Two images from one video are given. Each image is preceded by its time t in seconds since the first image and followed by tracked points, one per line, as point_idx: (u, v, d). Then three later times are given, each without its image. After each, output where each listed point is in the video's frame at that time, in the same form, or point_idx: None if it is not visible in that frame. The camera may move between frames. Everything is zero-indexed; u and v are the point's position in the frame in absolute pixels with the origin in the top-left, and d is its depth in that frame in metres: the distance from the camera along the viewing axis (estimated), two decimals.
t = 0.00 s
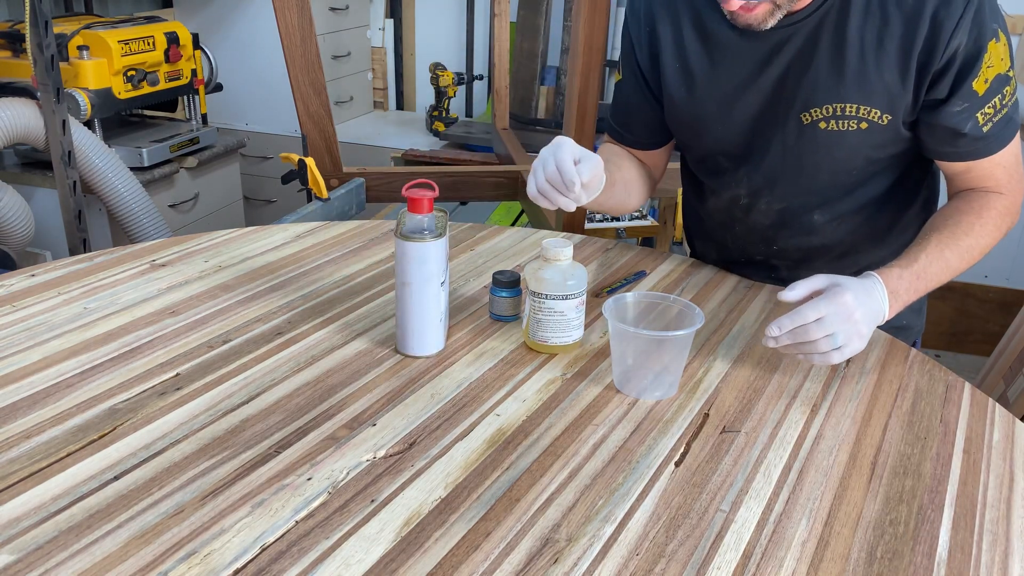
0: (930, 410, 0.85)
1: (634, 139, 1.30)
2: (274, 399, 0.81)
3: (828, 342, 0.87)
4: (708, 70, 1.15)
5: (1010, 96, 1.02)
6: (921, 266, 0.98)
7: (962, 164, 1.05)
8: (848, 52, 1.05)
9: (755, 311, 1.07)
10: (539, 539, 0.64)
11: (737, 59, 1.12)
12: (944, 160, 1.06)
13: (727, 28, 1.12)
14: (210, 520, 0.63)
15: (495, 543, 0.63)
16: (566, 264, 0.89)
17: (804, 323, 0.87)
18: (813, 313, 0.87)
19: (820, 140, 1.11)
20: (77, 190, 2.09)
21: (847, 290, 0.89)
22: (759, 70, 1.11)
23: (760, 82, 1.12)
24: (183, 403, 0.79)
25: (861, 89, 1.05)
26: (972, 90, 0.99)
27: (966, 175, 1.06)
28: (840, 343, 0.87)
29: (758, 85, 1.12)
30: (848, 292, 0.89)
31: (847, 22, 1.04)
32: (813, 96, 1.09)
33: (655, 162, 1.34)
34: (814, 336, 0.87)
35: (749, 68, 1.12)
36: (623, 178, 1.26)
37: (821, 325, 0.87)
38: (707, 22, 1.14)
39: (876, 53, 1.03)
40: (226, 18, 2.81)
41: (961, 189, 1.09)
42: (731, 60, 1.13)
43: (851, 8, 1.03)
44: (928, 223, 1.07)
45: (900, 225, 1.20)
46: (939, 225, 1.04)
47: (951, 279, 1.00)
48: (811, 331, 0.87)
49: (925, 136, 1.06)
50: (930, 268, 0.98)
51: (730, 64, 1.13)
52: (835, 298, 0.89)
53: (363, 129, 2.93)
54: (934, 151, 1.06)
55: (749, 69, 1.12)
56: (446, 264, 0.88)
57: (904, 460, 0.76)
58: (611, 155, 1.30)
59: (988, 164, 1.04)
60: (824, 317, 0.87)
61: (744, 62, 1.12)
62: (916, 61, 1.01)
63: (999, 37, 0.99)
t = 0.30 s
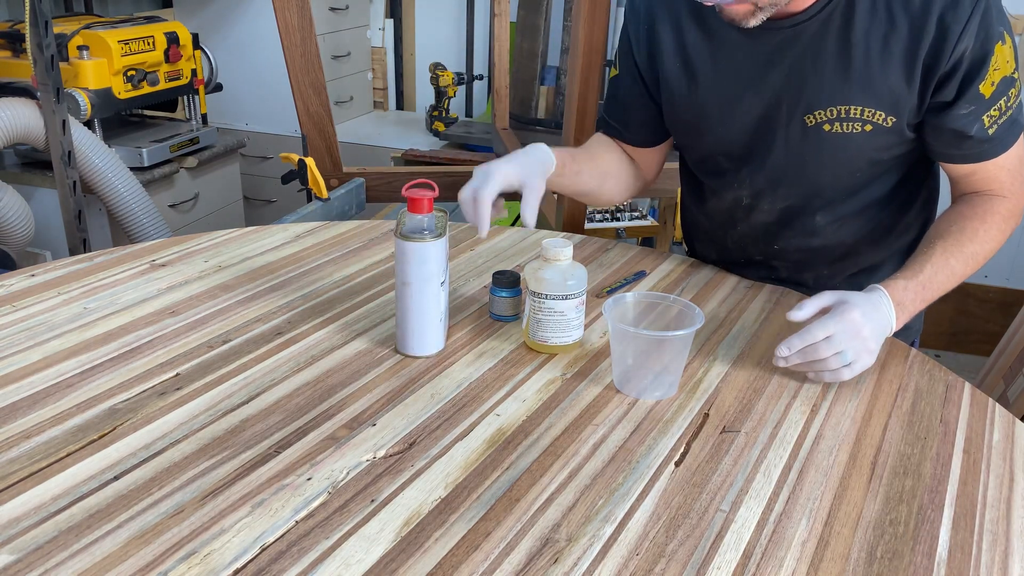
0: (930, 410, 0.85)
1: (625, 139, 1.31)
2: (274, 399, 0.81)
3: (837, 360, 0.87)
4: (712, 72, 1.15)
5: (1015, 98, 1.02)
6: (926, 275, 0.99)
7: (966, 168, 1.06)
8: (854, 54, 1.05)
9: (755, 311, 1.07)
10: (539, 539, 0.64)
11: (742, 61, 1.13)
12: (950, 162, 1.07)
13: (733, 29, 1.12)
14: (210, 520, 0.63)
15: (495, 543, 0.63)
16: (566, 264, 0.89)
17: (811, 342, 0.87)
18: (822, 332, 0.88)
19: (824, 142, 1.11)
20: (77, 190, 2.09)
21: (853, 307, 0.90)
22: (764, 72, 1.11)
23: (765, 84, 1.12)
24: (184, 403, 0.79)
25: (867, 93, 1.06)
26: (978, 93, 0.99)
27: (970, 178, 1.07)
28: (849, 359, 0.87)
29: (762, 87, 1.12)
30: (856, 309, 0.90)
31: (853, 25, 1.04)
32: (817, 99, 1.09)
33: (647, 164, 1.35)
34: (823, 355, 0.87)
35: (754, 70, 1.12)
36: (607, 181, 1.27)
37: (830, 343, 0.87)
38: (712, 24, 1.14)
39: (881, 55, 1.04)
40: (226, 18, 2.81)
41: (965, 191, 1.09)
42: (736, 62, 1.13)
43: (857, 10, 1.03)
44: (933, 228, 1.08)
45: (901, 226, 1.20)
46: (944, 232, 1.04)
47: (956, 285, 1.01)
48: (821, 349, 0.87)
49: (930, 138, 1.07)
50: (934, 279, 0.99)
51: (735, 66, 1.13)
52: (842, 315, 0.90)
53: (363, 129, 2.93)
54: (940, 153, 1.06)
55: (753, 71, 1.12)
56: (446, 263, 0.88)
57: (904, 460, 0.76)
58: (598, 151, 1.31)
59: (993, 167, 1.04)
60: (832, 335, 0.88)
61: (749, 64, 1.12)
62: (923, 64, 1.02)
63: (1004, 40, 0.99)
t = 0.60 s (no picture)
0: (929, 410, 0.85)
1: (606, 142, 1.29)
2: (274, 399, 0.81)
3: (842, 375, 0.86)
4: (708, 74, 1.15)
5: (1009, 99, 1.02)
6: (924, 294, 0.99)
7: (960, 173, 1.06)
8: (850, 55, 1.05)
9: (755, 311, 1.07)
10: (539, 539, 0.64)
11: (737, 62, 1.13)
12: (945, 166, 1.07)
13: (729, 31, 1.12)
14: (210, 520, 0.63)
15: (495, 543, 0.63)
16: (567, 264, 0.89)
17: (819, 355, 0.87)
18: (827, 344, 0.87)
19: (820, 144, 1.11)
20: (77, 190, 2.09)
21: (858, 323, 0.90)
22: (760, 74, 1.11)
23: (761, 85, 1.12)
24: (184, 403, 0.79)
25: (863, 94, 1.06)
26: (973, 94, 0.99)
27: (965, 184, 1.07)
28: (854, 373, 0.86)
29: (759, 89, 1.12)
30: (860, 324, 0.90)
31: (848, 26, 1.04)
32: (813, 101, 1.09)
33: (628, 171, 1.32)
34: (830, 367, 0.86)
35: (750, 71, 1.12)
36: (582, 186, 1.24)
37: (836, 355, 0.86)
38: (708, 26, 1.14)
39: (876, 56, 1.04)
40: (226, 18, 2.81)
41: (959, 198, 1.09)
42: (732, 64, 1.13)
43: (852, 11, 1.04)
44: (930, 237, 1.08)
45: (900, 227, 1.22)
46: (940, 245, 1.04)
47: (956, 299, 1.01)
48: (826, 361, 0.86)
49: (926, 140, 1.07)
50: (933, 295, 0.99)
51: (731, 68, 1.13)
52: (848, 330, 0.89)
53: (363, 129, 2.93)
54: (935, 155, 1.06)
55: (749, 73, 1.12)
56: (446, 263, 0.88)
57: (904, 460, 0.76)
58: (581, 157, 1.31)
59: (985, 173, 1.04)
60: (838, 347, 0.87)
61: (745, 66, 1.12)
62: (918, 65, 1.02)
63: (998, 40, 0.99)
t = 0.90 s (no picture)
0: (929, 410, 0.85)
1: (571, 141, 1.20)
2: (274, 399, 0.81)
3: (840, 373, 0.86)
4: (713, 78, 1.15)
5: (1011, 105, 1.02)
6: (919, 298, 1.00)
7: (955, 180, 1.06)
8: (857, 60, 1.05)
9: (755, 311, 1.07)
10: (539, 539, 0.63)
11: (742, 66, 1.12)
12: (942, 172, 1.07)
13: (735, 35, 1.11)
14: (210, 520, 0.63)
15: (495, 543, 0.63)
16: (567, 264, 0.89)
17: (818, 355, 0.87)
18: (824, 343, 0.87)
19: (825, 149, 1.11)
20: (77, 190, 2.09)
21: (855, 323, 0.91)
22: (765, 79, 1.11)
23: (766, 90, 1.11)
24: (184, 403, 0.79)
25: (868, 100, 1.06)
26: (978, 100, 0.99)
27: (959, 190, 1.07)
28: (852, 373, 0.86)
29: (764, 93, 1.12)
30: (857, 324, 0.91)
31: (856, 31, 1.04)
32: (819, 105, 1.09)
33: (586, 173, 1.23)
34: (829, 366, 0.86)
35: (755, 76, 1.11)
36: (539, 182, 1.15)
37: (833, 354, 0.86)
38: (714, 29, 1.13)
39: (883, 61, 1.04)
40: (227, 18, 2.81)
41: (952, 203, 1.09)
42: (737, 68, 1.12)
43: (861, 16, 1.04)
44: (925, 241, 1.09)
45: (896, 230, 1.23)
46: (934, 249, 1.06)
47: (950, 303, 1.02)
48: (824, 360, 0.86)
49: (928, 144, 1.06)
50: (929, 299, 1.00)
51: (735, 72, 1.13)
52: (846, 329, 0.90)
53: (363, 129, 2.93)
54: (936, 160, 1.06)
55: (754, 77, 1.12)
56: (445, 264, 0.88)
57: (904, 460, 0.76)
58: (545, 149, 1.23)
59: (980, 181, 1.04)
60: (836, 346, 0.87)
61: (750, 70, 1.11)
62: (925, 71, 1.02)
63: (1002, 47, 1.00)
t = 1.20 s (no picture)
0: (929, 411, 0.85)
1: (557, 132, 1.20)
2: (274, 399, 0.81)
3: (838, 375, 0.86)
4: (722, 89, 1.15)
5: None
6: (925, 302, 1.00)
7: (968, 190, 1.06)
8: (868, 74, 1.04)
9: (755, 311, 1.07)
10: (539, 539, 0.64)
11: (752, 79, 1.12)
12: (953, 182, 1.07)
13: (747, 47, 1.11)
14: (210, 520, 0.63)
15: (494, 543, 0.63)
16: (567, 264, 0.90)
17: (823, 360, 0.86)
18: (825, 345, 0.87)
19: (832, 161, 1.11)
20: (77, 189, 2.09)
21: (857, 326, 0.91)
22: (775, 91, 1.11)
23: (776, 102, 1.11)
24: (183, 403, 0.79)
25: (878, 113, 1.06)
26: (992, 116, 0.98)
27: (970, 203, 1.08)
28: (852, 375, 0.86)
29: (773, 106, 1.12)
30: (859, 327, 0.90)
31: (869, 45, 1.04)
32: (828, 119, 1.09)
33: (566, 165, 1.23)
34: (831, 370, 0.86)
35: (765, 88, 1.12)
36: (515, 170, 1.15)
37: (834, 356, 0.86)
38: (726, 41, 1.13)
39: (895, 75, 1.03)
40: (226, 18, 2.81)
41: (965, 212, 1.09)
42: (745, 81, 1.13)
43: (874, 30, 1.03)
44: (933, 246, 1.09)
45: (902, 238, 1.23)
46: (942, 254, 1.06)
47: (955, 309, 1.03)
48: (824, 361, 0.86)
49: (940, 158, 1.07)
50: (928, 303, 1.00)
51: (744, 83, 1.13)
52: (846, 331, 0.90)
53: (363, 129, 2.93)
54: (948, 173, 1.07)
55: (764, 90, 1.12)
56: (445, 263, 0.88)
57: (904, 460, 0.76)
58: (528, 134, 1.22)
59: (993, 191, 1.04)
60: (837, 349, 0.87)
61: (761, 82, 1.11)
62: (937, 86, 1.02)
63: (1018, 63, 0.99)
